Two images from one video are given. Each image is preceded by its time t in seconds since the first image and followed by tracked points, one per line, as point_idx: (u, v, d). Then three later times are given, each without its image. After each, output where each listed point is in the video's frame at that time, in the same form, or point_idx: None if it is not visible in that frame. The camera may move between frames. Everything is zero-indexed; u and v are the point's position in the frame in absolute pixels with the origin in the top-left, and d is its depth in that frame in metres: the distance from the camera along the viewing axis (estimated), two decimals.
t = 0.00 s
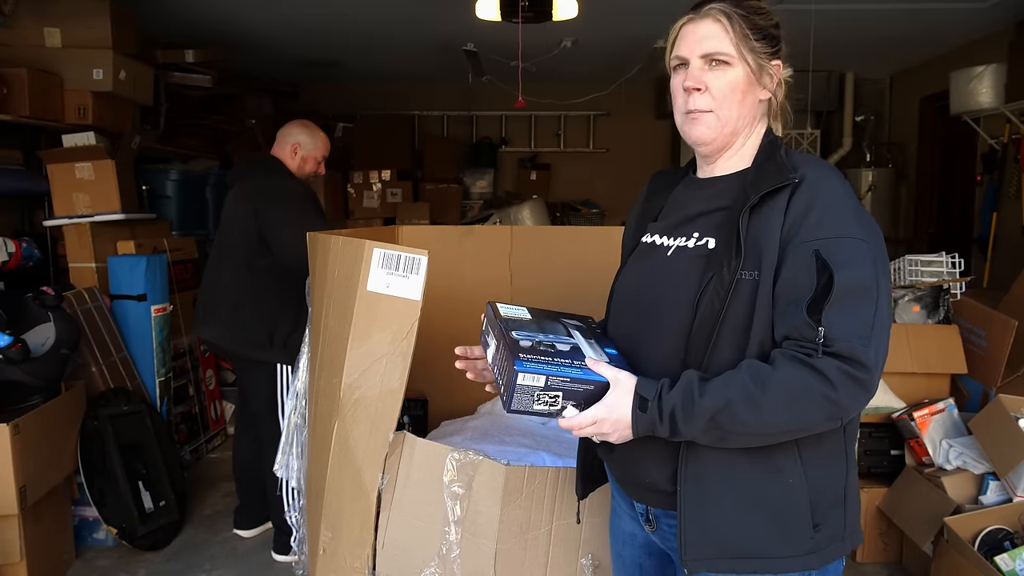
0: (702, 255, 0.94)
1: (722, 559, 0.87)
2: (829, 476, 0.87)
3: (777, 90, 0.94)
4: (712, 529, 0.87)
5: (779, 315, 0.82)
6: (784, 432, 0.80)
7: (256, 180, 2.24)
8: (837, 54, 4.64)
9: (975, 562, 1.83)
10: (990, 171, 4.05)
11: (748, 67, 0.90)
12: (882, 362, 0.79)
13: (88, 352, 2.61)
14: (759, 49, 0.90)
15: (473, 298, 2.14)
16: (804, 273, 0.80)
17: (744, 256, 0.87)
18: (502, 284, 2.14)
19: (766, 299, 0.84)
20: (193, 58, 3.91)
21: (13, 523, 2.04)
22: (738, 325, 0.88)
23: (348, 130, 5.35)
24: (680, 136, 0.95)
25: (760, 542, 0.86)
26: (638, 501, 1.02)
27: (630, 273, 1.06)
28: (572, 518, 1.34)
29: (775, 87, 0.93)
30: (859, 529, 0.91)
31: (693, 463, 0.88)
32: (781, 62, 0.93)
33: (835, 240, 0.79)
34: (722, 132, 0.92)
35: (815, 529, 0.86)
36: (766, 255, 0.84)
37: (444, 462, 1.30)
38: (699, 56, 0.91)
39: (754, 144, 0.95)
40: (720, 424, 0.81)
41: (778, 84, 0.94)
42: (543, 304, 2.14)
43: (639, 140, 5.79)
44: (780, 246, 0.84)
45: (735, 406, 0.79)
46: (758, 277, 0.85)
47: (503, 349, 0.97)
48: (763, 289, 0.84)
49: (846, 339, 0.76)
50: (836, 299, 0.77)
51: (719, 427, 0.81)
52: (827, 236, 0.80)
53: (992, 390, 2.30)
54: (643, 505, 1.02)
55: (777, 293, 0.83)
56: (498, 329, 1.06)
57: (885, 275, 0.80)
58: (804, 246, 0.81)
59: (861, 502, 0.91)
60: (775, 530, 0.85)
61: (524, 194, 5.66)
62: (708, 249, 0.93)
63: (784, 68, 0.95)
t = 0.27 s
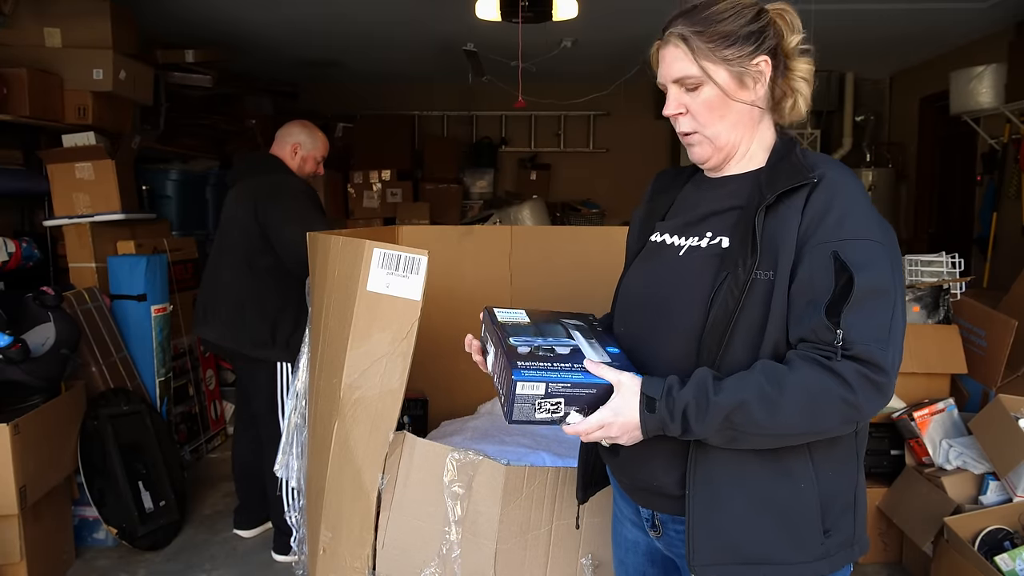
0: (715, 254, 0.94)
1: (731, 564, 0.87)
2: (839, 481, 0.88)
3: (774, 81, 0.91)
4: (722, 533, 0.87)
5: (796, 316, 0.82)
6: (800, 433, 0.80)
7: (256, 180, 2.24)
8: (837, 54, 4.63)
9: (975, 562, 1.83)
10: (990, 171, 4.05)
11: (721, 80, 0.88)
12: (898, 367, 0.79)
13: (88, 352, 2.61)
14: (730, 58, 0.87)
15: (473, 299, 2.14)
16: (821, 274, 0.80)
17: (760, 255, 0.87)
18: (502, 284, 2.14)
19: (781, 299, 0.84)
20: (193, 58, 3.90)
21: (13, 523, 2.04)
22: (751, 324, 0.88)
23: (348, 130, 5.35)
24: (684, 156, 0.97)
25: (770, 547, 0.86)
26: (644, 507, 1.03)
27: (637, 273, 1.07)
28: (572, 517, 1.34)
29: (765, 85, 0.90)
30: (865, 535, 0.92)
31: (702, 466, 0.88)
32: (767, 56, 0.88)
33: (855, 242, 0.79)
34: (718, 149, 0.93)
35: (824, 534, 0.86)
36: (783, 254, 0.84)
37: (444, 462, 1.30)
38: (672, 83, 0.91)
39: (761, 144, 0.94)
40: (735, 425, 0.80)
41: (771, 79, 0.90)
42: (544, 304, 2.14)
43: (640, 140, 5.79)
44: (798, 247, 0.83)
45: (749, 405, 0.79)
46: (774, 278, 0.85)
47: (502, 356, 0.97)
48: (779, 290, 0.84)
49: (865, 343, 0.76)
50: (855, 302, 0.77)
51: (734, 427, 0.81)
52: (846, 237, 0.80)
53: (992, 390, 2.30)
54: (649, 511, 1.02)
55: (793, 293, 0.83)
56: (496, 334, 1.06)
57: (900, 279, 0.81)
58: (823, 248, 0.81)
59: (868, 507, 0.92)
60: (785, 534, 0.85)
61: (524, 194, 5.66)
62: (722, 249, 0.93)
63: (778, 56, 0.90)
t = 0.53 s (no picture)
0: (725, 259, 0.94)
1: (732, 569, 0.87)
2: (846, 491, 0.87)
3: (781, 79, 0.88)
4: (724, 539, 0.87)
5: (806, 326, 0.82)
6: (805, 444, 0.80)
7: (256, 178, 2.23)
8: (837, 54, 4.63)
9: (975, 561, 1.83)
10: (990, 171, 4.05)
11: (721, 80, 0.87)
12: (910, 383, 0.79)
13: (88, 352, 2.61)
14: (729, 59, 0.86)
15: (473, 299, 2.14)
16: (834, 283, 0.80)
17: (769, 262, 0.86)
18: (502, 284, 2.14)
19: (791, 308, 0.84)
20: (193, 58, 3.90)
21: (13, 523, 2.04)
22: (759, 330, 0.88)
23: (348, 130, 5.35)
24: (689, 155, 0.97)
25: (773, 555, 0.85)
26: (649, 511, 1.02)
27: (644, 275, 1.06)
28: (573, 518, 1.34)
29: (770, 85, 0.88)
30: (871, 546, 0.91)
31: (704, 470, 0.89)
32: (771, 54, 0.86)
33: (869, 254, 0.78)
34: (719, 150, 0.92)
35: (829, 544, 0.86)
36: (793, 262, 0.84)
37: (444, 463, 1.30)
38: (673, 83, 0.91)
39: (770, 144, 0.92)
40: (739, 432, 0.81)
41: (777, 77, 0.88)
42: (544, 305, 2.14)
43: (639, 140, 5.79)
44: (810, 255, 0.83)
45: (751, 412, 0.79)
46: (783, 285, 0.85)
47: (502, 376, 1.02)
48: (789, 297, 0.84)
49: (876, 359, 0.76)
50: (867, 316, 0.76)
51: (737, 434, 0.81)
52: (860, 247, 0.79)
53: (992, 390, 2.30)
54: (654, 515, 1.02)
55: (804, 302, 0.83)
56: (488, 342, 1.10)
57: (915, 294, 0.80)
58: (836, 258, 0.80)
59: (875, 518, 0.91)
60: (789, 543, 0.85)
61: (524, 194, 5.67)
62: (731, 253, 0.93)
63: (788, 52, 0.88)
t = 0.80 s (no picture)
0: (723, 265, 0.93)
1: None
2: (838, 507, 0.86)
3: (787, 84, 0.87)
4: (711, 547, 0.87)
5: (799, 338, 0.82)
6: (789, 460, 0.80)
7: (255, 177, 2.23)
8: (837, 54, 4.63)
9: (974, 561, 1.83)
10: (990, 171, 4.05)
11: (721, 80, 0.87)
12: (902, 405, 0.78)
13: (88, 352, 2.61)
14: (731, 59, 0.85)
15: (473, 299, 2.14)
16: (828, 298, 0.79)
17: (764, 272, 0.86)
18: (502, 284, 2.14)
19: (785, 319, 0.84)
20: (193, 58, 3.90)
21: (13, 523, 2.04)
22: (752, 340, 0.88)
23: (348, 130, 5.35)
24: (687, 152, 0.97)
25: (758, 566, 0.86)
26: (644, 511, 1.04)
27: (648, 276, 1.05)
28: (573, 517, 1.34)
29: (773, 89, 0.87)
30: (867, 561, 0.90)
31: (694, 479, 0.89)
32: (777, 59, 0.85)
33: (865, 271, 0.78)
34: (716, 152, 0.92)
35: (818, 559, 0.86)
36: (789, 273, 0.83)
37: (444, 463, 1.30)
38: (676, 77, 0.91)
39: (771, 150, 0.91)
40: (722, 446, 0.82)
41: (782, 82, 0.86)
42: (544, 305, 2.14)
43: (639, 140, 5.79)
44: (806, 268, 0.83)
45: (733, 428, 0.80)
46: (778, 295, 0.85)
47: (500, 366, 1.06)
48: (784, 307, 0.84)
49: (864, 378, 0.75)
50: (856, 334, 0.76)
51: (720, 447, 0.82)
52: (856, 262, 0.78)
53: (992, 390, 2.30)
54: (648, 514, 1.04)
55: (798, 315, 0.83)
56: (491, 324, 1.11)
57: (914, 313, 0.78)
58: (831, 272, 0.79)
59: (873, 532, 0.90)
60: (776, 554, 0.85)
61: (524, 194, 5.67)
62: (729, 259, 0.92)
63: (799, 57, 0.86)
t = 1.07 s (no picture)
0: (710, 267, 0.93)
1: None
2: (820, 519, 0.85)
3: (795, 85, 0.85)
4: (690, 553, 0.88)
5: (773, 348, 0.81)
6: (754, 473, 0.80)
7: (254, 178, 2.23)
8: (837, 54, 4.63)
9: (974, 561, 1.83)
10: (990, 171, 4.05)
11: (725, 80, 0.86)
12: (869, 426, 0.75)
13: (88, 352, 2.61)
14: (736, 58, 0.84)
15: (473, 299, 2.13)
16: (802, 308, 0.78)
17: (743, 279, 0.86)
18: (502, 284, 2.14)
19: (762, 327, 0.83)
20: (193, 58, 3.90)
21: (13, 523, 2.04)
22: (734, 345, 0.87)
23: (348, 130, 5.35)
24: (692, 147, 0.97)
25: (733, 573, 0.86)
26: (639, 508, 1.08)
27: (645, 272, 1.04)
28: (573, 517, 1.34)
29: (778, 90, 0.85)
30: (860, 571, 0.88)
31: (675, 485, 0.89)
32: (784, 59, 0.83)
33: (837, 283, 0.76)
34: (717, 151, 0.92)
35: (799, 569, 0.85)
36: (766, 280, 0.83)
37: (444, 462, 1.30)
38: (682, 71, 0.90)
39: (774, 151, 0.90)
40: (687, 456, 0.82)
41: (788, 83, 0.85)
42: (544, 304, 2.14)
43: (639, 140, 5.79)
44: (783, 277, 0.82)
45: (697, 441, 0.81)
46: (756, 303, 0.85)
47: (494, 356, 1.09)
48: (761, 314, 0.84)
49: (826, 395, 0.74)
50: (821, 349, 0.74)
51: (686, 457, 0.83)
52: (832, 273, 0.77)
53: (992, 390, 2.30)
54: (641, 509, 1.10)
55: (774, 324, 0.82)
56: (491, 311, 1.13)
57: (894, 327, 0.75)
58: (806, 281, 0.78)
59: (864, 545, 0.88)
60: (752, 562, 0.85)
61: (524, 194, 5.67)
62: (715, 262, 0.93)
63: (811, 56, 0.84)
